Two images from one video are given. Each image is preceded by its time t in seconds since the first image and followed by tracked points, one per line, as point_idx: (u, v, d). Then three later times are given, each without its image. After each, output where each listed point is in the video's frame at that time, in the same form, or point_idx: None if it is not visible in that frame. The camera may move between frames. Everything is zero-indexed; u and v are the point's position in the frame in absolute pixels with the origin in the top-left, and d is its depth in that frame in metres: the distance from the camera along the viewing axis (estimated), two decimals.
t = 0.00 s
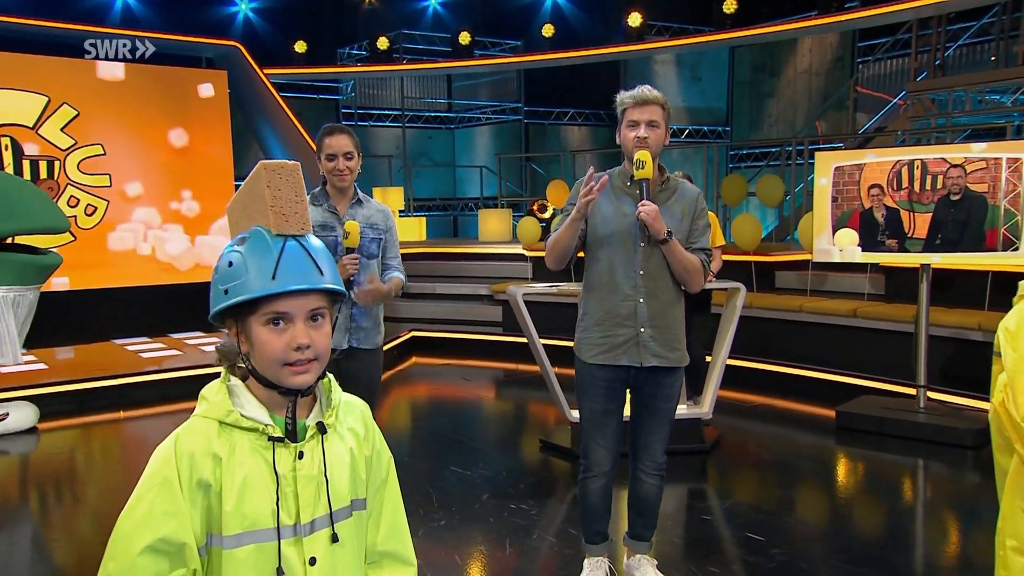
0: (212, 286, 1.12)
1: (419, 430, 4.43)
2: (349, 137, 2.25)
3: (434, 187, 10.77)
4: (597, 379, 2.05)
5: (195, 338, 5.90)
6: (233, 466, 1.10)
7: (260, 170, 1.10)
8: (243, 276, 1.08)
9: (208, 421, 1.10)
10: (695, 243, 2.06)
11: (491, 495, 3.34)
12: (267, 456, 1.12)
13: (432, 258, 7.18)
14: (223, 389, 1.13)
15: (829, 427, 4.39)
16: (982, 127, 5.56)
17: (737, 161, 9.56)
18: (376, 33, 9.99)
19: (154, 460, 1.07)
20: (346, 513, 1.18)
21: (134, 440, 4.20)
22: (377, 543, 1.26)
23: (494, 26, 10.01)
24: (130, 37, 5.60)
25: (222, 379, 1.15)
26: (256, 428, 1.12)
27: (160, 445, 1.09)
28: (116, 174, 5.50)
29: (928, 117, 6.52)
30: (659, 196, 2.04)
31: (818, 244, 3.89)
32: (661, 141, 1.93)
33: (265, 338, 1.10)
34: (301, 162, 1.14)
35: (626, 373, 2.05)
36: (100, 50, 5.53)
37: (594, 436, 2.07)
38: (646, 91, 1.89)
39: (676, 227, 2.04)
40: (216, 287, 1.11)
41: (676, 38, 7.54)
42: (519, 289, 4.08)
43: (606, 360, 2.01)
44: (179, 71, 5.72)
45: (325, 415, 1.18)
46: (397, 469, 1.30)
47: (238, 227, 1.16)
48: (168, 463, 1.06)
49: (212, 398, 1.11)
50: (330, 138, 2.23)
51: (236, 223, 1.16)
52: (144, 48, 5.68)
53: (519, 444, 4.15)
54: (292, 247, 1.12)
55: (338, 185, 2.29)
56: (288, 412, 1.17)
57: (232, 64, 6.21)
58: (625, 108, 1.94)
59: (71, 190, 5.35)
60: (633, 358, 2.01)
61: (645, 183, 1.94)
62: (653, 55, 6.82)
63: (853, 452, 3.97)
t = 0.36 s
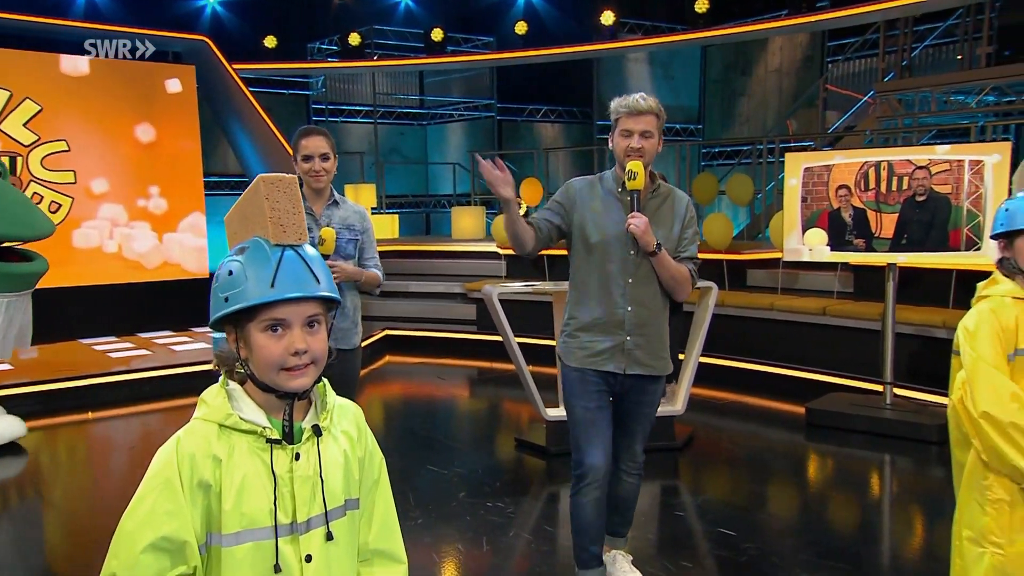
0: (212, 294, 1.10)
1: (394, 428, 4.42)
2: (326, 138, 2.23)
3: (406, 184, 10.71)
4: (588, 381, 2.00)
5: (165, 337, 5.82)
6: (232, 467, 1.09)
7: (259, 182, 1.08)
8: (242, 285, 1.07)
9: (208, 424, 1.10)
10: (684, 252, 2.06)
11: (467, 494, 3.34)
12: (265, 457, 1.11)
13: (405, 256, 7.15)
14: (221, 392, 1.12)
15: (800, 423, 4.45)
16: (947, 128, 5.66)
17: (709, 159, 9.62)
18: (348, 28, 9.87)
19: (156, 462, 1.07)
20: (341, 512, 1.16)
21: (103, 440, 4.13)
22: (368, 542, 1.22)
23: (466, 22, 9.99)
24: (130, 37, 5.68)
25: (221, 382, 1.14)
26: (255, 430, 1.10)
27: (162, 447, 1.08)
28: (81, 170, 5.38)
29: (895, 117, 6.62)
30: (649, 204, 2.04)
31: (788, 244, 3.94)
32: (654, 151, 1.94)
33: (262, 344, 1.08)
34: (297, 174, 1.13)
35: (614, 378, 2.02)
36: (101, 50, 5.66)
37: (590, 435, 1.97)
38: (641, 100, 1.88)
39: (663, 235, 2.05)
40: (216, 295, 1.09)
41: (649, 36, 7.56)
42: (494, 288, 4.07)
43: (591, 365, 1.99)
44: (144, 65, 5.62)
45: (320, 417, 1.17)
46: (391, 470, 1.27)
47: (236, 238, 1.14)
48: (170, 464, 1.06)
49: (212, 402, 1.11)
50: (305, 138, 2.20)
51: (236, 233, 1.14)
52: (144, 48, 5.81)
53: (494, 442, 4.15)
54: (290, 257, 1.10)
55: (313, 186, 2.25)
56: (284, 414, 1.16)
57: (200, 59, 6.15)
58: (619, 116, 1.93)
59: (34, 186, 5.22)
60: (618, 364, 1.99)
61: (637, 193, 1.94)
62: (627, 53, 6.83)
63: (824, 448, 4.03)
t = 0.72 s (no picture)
0: (202, 306, 1.06)
1: (366, 431, 4.40)
2: (300, 143, 2.22)
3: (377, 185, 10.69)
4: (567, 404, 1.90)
5: (133, 339, 5.71)
6: (220, 476, 1.03)
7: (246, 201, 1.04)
8: (231, 298, 1.03)
9: (197, 432, 1.04)
10: (666, 269, 1.99)
11: (441, 496, 3.34)
12: (253, 465, 1.05)
13: (376, 258, 7.12)
14: (210, 400, 1.06)
15: (769, 423, 4.51)
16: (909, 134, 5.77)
17: (679, 161, 9.69)
18: (318, 27, 9.80)
19: (145, 470, 1.01)
20: (326, 517, 1.10)
21: (68, 445, 4.06)
22: (352, 546, 1.15)
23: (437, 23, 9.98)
24: (130, 37, 5.73)
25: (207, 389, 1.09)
26: (243, 438, 1.05)
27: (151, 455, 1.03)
28: (43, 170, 5.27)
29: (860, 122, 6.74)
30: (626, 218, 1.95)
31: (756, 247, 3.99)
32: (632, 166, 1.85)
33: (251, 356, 1.04)
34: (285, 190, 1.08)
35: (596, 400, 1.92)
36: (100, 50, 5.63)
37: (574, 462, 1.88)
38: (618, 112, 1.79)
39: (640, 249, 1.97)
40: (206, 307, 1.05)
41: (619, 39, 7.60)
42: (467, 291, 4.07)
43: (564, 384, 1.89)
44: (108, 63, 5.54)
45: (308, 424, 1.11)
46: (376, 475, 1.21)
47: (223, 251, 1.09)
48: (160, 473, 1.00)
49: (201, 410, 1.05)
50: (279, 143, 2.19)
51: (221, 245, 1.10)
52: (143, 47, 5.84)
53: (467, 443, 4.15)
54: (277, 271, 1.06)
55: (288, 191, 2.24)
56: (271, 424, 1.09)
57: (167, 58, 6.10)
58: (595, 128, 1.84)
59: None
60: (592, 384, 1.90)
61: (613, 210, 1.86)
62: (598, 56, 6.84)
63: (792, 447, 4.09)
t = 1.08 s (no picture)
0: (196, 325, 1.09)
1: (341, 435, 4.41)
2: (281, 158, 2.24)
3: (351, 188, 10.70)
4: (551, 425, 1.76)
5: (103, 342, 5.65)
6: (215, 486, 1.07)
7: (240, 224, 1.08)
8: (225, 318, 1.07)
9: (193, 444, 1.08)
10: (661, 287, 1.88)
11: (418, 499, 3.37)
12: (247, 476, 1.09)
13: (350, 261, 7.11)
14: (205, 414, 1.10)
15: (738, 426, 4.61)
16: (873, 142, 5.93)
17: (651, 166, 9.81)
18: (293, 29, 9.77)
19: (143, 481, 1.05)
20: (317, 525, 1.14)
21: (38, 449, 4.02)
22: (340, 551, 1.19)
23: (412, 26, 10.00)
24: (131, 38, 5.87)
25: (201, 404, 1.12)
26: (236, 450, 1.09)
27: (148, 467, 1.07)
28: (12, 171, 5.20)
29: (827, 129, 6.89)
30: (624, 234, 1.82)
31: (726, 253, 4.07)
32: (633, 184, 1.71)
33: (244, 373, 1.08)
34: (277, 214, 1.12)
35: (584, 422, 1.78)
36: (100, 50, 5.71)
37: (557, 489, 1.75)
38: (623, 129, 1.64)
39: (636, 267, 1.84)
40: (201, 326, 1.09)
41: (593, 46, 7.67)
42: (443, 295, 4.11)
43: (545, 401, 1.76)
44: (80, 65, 5.50)
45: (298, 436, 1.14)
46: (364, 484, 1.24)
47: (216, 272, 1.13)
48: (157, 484, 1.04)
49: (196, 423, 1.09)
50: (262, 159, 2.21)
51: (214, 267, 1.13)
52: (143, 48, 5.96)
53: (443, 446, 4.19)
54: (269, 292, 1.09)
55: (269, 205, 2.26)
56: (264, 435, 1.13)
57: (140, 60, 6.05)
58: (595, 143, 1.68)
59: None
60: (575, 402, 1.76)
61: (611, 230, 1.73)
62: (574, 61, 6.90)
63: (760, 449, 4.19)
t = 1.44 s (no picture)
0: (187, 337, 1.14)
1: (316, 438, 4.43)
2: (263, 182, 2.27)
3: (323, 190, 10.72)
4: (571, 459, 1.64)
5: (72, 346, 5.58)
6: (206, 489, 1.11)
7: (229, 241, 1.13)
8: (213, 330, 1.11)
9: (184, 449, 1.12)
10: (697, 319, 1.72)
11: (394, 500, 3.41)
12: (236, 479, 1.14)
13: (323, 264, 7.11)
14: (196, 421, 1.14)
15: (707, 425, 4.72)
16: (836, 147, 6.09)
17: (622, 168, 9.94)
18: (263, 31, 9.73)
19: (136, 485, 1.09)
20: (302, 525, 1.19)
21: (8, 456, 3.98)
22: (325, 550, 1.24)
23: (384, 29, 10.02)
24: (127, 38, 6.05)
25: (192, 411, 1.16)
26: (226, 454, 1.13)
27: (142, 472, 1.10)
28: None
29: (792, 134, 7.04)
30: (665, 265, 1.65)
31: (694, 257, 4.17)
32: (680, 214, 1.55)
33: (233, 382, 1.13)
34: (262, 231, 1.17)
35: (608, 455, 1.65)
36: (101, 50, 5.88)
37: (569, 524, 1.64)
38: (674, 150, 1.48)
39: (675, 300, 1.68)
40: (191, 339, 1.13)
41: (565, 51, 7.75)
42: (417, 299, 4.15)
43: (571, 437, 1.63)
44: (49, 67, 5.45)
45: (285, 441, 1.19)
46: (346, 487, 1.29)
47: (206, 287, 1.18)
48: (151, 487, 1.08)
49: (188, 429, 1.14)
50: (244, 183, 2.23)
51: (205, 282, 1.18)
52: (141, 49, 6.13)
53: (418, 448, 4.23)
54: (255, 305, 1.14)
55: (247, 225, 2.28)
56: (252, 440, 1.18)
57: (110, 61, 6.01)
58: (644, 165, 1.52)
59: None
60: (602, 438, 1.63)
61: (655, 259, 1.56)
62: (545, 66, 6.98)
63: (728, 448, 4.30)
